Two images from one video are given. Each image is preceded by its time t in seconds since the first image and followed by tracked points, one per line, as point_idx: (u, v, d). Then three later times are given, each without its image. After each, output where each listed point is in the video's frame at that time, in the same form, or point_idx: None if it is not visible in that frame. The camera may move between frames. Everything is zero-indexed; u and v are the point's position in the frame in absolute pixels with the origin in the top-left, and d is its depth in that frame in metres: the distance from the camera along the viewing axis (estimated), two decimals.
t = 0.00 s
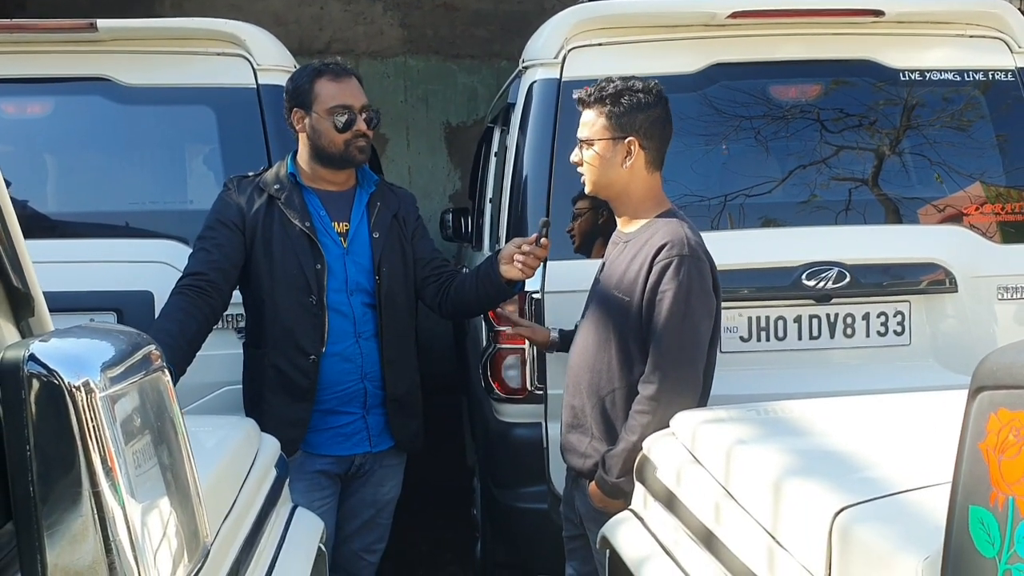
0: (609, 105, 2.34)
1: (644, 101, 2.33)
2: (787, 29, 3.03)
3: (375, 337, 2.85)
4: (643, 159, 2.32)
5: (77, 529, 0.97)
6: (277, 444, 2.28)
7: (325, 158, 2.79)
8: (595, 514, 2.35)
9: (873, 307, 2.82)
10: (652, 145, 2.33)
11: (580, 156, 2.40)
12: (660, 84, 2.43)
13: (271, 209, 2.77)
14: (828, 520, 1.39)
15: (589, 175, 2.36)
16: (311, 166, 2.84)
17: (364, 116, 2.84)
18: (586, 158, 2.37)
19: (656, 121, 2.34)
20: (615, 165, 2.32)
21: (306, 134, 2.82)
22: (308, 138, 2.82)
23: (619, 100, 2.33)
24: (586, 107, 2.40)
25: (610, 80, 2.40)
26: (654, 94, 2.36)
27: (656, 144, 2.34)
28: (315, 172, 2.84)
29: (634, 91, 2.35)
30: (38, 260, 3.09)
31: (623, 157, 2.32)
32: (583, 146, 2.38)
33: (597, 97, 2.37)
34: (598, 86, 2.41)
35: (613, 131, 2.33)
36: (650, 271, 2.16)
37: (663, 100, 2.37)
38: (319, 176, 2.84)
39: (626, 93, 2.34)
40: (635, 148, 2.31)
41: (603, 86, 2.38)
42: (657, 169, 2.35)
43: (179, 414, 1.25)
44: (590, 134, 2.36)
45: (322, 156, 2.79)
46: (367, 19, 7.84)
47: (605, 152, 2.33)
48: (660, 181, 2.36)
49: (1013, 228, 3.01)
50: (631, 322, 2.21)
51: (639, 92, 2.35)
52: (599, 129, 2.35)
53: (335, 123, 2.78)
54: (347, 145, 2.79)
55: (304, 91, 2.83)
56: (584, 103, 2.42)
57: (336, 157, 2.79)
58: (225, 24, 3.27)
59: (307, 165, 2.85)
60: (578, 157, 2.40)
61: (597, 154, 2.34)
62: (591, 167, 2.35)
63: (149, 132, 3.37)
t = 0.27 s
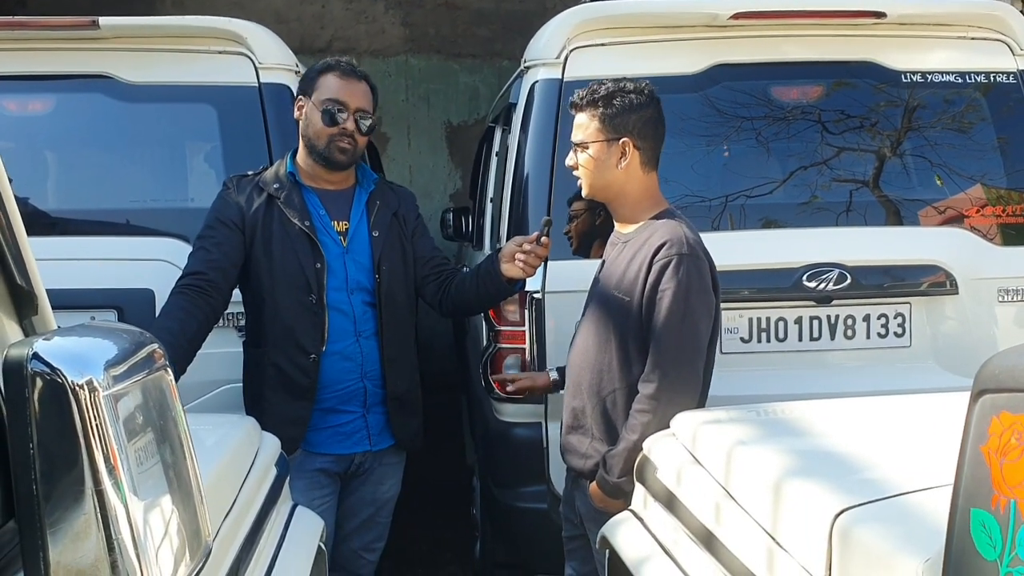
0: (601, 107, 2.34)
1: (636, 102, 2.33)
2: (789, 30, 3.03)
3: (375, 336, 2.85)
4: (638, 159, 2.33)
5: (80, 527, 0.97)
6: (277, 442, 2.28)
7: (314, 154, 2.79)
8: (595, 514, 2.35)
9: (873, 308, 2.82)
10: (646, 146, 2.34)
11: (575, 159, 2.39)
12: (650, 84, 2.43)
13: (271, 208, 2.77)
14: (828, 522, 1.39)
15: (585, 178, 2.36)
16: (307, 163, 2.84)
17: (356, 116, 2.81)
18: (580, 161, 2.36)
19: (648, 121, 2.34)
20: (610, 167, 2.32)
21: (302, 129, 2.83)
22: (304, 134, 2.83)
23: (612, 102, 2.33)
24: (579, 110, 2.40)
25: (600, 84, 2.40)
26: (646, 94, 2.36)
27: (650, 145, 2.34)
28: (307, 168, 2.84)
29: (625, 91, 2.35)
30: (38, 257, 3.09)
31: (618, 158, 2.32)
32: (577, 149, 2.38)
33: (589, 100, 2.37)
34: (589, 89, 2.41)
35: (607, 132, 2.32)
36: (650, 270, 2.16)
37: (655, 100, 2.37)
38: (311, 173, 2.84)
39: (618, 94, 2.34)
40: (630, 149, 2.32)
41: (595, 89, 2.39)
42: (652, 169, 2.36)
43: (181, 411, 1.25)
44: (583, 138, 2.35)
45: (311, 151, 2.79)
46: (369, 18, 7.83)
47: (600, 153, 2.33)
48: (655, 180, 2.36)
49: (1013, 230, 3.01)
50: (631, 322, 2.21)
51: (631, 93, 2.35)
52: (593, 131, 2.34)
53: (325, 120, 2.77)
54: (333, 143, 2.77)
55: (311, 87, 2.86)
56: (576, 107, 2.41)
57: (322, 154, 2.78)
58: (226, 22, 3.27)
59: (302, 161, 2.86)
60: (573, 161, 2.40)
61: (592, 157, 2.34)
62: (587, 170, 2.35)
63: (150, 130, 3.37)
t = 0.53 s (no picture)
0: (598, 108, 2.34)
1: (632, 103, 2.34)
2: (791, 29, 3.03)
3: (376, 333, 2.86)
4: (635, 159, 2.32)
5: (83, 522, 0.97)
6: (278, 438, 2.29)
7: (315, 150, 2.80)
8: (595, 512, 2.35)
9: (873, 307, 2.83)
10: (644, 146, 2.34)
11: (573, 160, 2.40)
12: (647, 84, 2.44)
13: (273, 203, 2.77)
14: (829, 520, 1.39)
15: (582, 178, 2.36)
16: (307, 160, 2.84)
17: (356, 110, 2.81)
18: (577, 162, 2.37)
19: (645, 121, 2.34)
20: (608, 167, 2.32)
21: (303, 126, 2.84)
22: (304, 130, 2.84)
23: (608, 103, 2.33)
24: (575, 111, 2.40)
25: (598, 84, 2.41)
26: (642, 95, 2.37)
27: (648, 145, 2.35)
28: (308, 164, 2.85)
29: (622, 92, 2.36)
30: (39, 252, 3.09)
31: (615, 159, 2.32)
32: (574, 150, 2.39)
33: (586, 100, 2.37)
34: (587, 90, 2.41)
35: (604, 133, 2.32)
36: (650, 267, 2.16)
37: (652, 100, 2.38)
38: (314, 169, 2.85)
39: (615, 95, 2.35)
40: (627, 150, 2.32)
41: (593, 90, 2.40)
42: (650, 168, 2.36)
43: (184, 408, 1.25)
44: (581, 138, 2.35)
45: (312, 148, 2.80)
46: (370, 14, 7.82)
47: (597, 154, 2.33)
48: (654, 180, 2.36)
49: (1014, 230, 3.01)
50: (631, 319, 2.21)
51: (627, 94, 2.35)
52: (590, 132, 2.34)
53: (325, 116, 2.78)
54: (333, 138, 2.78)
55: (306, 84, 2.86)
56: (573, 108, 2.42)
57: (323, 149, 2.78)
58: (228, 18, 3.27)
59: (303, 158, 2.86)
60: (571, 161, 2.40)
61: (589, 157, 2.34)
62: (583, 170, 2.35)
63: (151, 126, 3.37)
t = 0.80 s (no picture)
0: (599, 109, 2.35)
1: (633, 104, 2.34)
2: (791, 30, 3.04)
3: (377, 331, 2.86)
4: (636, 160, 2.33)
5: (86, 521, 0.98)
6: (278, 438, 2.29)
7: (313, 148, 2.80)
8: (595, 511, 2.36)
9: (872, 308, 2.83)
10: (644, 147, 2.34)
11: (574, 160, 2.40)
12: (648, 85, 2.45)
13: (275, 202, 2.78)
14: (827, 520, 1.39)
15: (582, 178, 2.37)
16: (307, 159, 2.84)
17: (351, 107, 2.81)
18: (578, 162, 2.38)
19: (646, 122, 2.35)
20: (609, 167, 2.33)
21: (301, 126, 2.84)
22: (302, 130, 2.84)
23: (609, 104, 2.34)
24: (577, 111, 2.41)
25: (600, 84, 2.42)
26: (643, 96, 2.37)
27: (649, 146, 2.36)
28: (308, 164, 2.85)
29: (623, 93, 2.36)
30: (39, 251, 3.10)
31: (616, 159, 2.32)
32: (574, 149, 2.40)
33: (588, 101, 2.38)
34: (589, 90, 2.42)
35: (605, 133, 2.33)
36: (653, 267, 2.17)
37: (653, 100, 2.38)
38: (314, 168, 2.85)
39: (616, 96, 2.35)
40: (628, 150, 2.32)
41: (594, 90, 2.40)
42: (651, 169, 2.36)
43: (187, 407, 1.25)
44: (582, 139, 2.36)
45: (310, 146, 2.80)
46: (371, 14, 7.82)
47: (597, 155, 2.33)
48: (654, 180, 2.37)
49: (1013, 230, 3.02)
50: (633, 319, 2.21)
51: (629, 95, 2.36)
52: (590, 132, 2.35)
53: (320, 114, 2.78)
54: (329, 135, 2.78)
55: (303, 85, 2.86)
56: (575, 107, 2.43)
57: (320, 147, 2.78)
58: (229, 18, 3.27)
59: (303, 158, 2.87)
60: (571, 161, 2.41)
61: (589, 157, 2.34)
62: (583, 170, 2.36)
63: (151, 126, 3.38)
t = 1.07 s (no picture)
0: (606, 107, 2.34)
1: (640, 103, 2.34)
2: (790, 28, 3.03)
3: (378, 328, 2.86)
4: (643, 160, 2.33)
5: (80, 519, 0.97)
6: (276, 436, 2.29)
7: (312, 144, 2.80)
8: (593, 509, 2.36)
9: (871, 307, 2.83)
10: (652, 145, 2.34)
11: (579, 157, 2.40)
12: (656, 81, 2.44)
13: (278, 198, 2.78)
14: (824, 519, 1.39)
15: (588, 176, 2.36)
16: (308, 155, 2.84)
17: (348, 101, 2.81)
18: (583, 160, 2.37)
19: (653, 121, 2.34)
20: (615, 166, 2.33)
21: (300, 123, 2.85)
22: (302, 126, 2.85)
23: (616, 102, 2.33)
24: (583, 108, 2.40)
25: (606, 81, 2.40)
26: (651, 94, 2.37)
27: (656, 143, 2.35)
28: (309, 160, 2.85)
29: (630, 91, 2.35)
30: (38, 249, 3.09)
31: (623, 158, 2.32)
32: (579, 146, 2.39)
33: (595, 99, 2.37)
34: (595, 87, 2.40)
35: (612, 132, 2.33)
36: (656, 267, 2.16)
37: (660, 99, 2.38)
38: (315, 164, 2.85)
39: (623, 94, 2.34)
40: (636, 149, 2.32)
41: (601, 87, 2.38)
42: (657, 167, 2.36)
43: (181, 405, 1.25)
44: (588, 137, 2.36)
45: (310, 142, 2.80)
46: (370, 11, 7.81)
47: (603, 153, 2.33)
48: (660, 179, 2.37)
49: (1012, 229, 3.02)
50: (635, 318, 2.21)
51: (636, 93, 2.35)
52: (597, 130, 2.34)
53: (318, 109, 2.78)
54: (327, 130, 2.78)
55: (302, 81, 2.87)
56: (580, 104, 2.42)
57: (317, 142, 2.78)
58: (228, 15, 3.27)
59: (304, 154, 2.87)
60: (577, 159, 2.41)
61: (596, 155, 2.34)
62: (589, 168, 2.35)
63: (150, 123, 3.37)
